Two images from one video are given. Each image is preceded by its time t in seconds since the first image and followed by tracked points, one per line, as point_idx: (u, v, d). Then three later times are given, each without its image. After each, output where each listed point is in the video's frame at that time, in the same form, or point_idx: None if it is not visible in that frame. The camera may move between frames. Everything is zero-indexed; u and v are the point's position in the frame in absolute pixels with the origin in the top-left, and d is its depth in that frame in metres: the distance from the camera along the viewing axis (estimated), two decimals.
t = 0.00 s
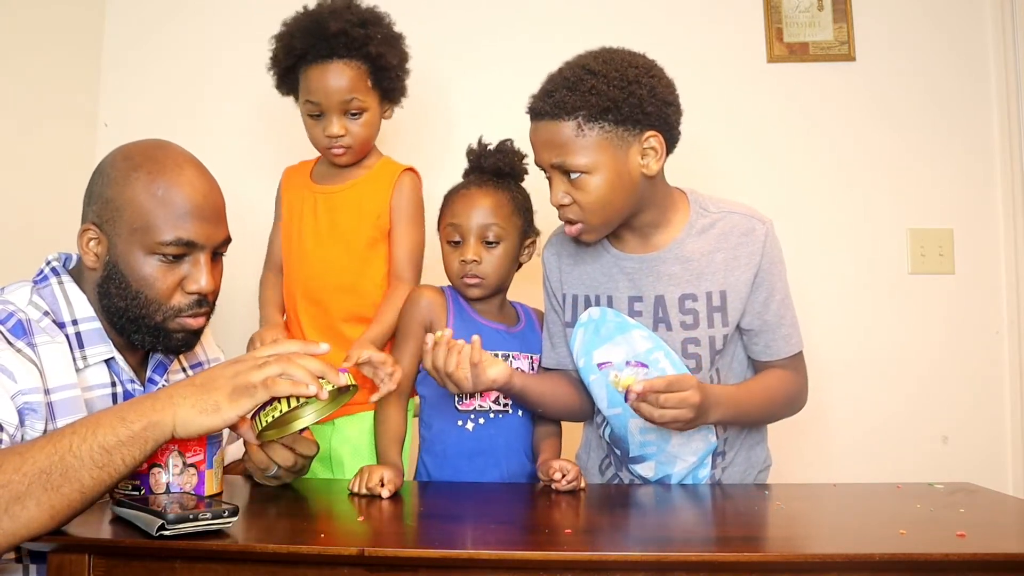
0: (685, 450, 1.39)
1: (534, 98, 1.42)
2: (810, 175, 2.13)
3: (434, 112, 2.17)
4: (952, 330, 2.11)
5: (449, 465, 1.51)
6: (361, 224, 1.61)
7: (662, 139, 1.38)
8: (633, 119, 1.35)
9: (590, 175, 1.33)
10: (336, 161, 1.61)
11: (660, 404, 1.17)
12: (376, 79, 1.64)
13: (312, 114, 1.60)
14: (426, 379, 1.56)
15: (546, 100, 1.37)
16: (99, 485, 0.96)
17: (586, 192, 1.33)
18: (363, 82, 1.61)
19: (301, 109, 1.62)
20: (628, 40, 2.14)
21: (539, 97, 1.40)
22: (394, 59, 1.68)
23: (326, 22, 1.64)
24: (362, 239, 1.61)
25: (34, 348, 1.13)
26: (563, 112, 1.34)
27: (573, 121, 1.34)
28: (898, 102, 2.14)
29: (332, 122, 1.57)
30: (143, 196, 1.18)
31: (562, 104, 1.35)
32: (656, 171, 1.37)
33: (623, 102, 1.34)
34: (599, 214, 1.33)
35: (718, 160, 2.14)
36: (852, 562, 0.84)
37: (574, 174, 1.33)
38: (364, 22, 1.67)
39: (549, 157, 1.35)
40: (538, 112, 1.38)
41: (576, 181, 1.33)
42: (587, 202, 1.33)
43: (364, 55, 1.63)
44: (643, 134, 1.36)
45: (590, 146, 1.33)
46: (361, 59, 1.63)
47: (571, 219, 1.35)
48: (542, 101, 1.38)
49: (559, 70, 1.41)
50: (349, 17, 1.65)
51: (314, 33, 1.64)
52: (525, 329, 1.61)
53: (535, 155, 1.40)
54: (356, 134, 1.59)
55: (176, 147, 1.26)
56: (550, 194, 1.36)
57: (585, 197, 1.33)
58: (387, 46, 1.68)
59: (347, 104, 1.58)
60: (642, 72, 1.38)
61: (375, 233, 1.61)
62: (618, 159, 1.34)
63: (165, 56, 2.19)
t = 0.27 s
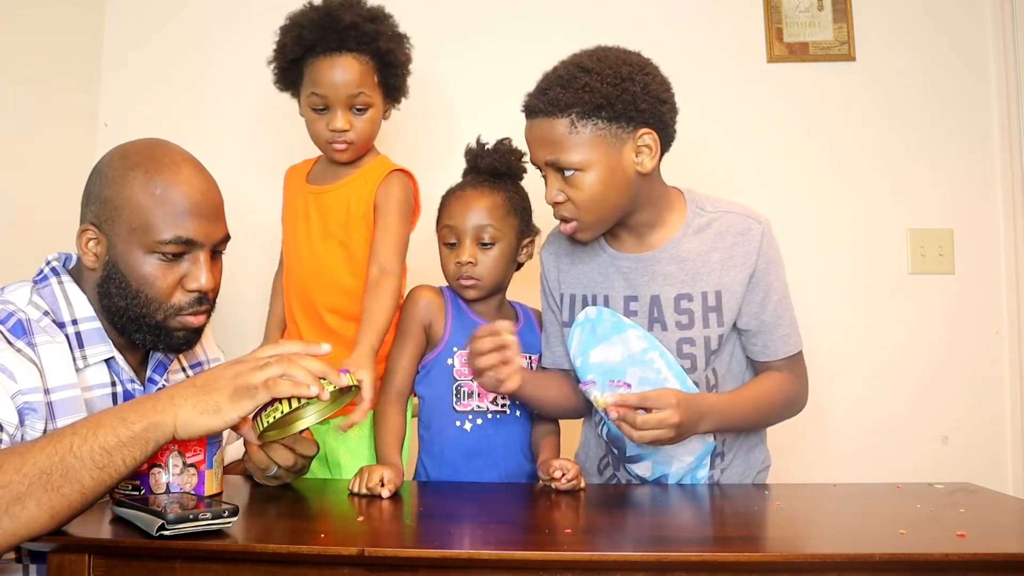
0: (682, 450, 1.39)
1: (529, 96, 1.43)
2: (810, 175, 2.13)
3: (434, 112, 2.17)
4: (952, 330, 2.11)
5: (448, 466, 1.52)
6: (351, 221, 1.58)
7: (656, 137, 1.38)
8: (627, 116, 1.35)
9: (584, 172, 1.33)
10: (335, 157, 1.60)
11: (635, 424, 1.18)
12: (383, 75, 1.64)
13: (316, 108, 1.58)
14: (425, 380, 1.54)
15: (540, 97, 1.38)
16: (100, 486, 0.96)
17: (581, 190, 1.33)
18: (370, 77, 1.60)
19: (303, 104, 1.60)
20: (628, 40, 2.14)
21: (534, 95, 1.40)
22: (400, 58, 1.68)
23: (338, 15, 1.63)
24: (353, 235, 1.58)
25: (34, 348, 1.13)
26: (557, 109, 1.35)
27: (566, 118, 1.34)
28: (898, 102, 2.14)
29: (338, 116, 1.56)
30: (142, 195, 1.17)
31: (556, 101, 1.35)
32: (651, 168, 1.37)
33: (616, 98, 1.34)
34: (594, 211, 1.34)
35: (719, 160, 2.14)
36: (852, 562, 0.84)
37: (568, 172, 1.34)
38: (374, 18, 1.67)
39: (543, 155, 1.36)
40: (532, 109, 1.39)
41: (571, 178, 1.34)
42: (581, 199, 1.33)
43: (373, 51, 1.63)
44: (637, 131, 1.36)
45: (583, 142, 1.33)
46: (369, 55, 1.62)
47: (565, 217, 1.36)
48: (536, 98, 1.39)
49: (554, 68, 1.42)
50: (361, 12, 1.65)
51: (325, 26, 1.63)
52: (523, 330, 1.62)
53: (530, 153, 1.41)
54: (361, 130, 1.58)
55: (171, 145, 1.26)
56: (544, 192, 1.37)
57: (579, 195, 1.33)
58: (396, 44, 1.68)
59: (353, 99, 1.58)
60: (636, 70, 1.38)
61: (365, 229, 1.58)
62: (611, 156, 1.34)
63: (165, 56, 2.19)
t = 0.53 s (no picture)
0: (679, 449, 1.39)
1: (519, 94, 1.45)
2: (810, 175, 2.13)
3: (434, 112, 2.17)
4: (952, 330, 2.11)
5: (446, 466, 1.52)
6: (353, 220, 1.58)
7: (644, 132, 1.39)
8: (615, 111, 1.37)
9: (572, 167, 1.34)
10: (338, 157, 1.60)
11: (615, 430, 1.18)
12: (383, 75, 1.63)
13: (317, 108, 1.59)
14: (423, 380, 1.53)
15: (529, 94, 1.40)
16: (100, 486, 0.95)
17: (570, 185, 1.35)
18: (372, 77, 1.60)
19: (305, 103, 1.60)
20: (628, 39, 2.14)
21: (523, 92, 1.43)
22: (403, 57, 1.68)
23: (340, 15, 1.63)
24: (354, 234, 1.58)
25: (34, 347, 1.13)
26: (546, 104, 1.37)
27: (554, 114, 1.36)
28: (898, 102, 2.14)
29: (338, 117, 1.57)
30: (141, 194, 1.17)
31: (544, 96, 1.37)
32: (640, 163, 1.38)
33: (603, 93, 1.36)
34: (583, 207, 1.35)
35: (719, 159, 2.14)
36: (853, 562, 0.84)
37: (556, 167, 1.35)
38: (377, 17, 1.67)
39: (532, 151, 1.38)
40: (521, 106, 1.41)
41: (560, 174, 1.35)
42: (570, 194, 1.35)
43: (375, 51, 1.63)
44: (624, 126, 1.37)
45: (571, 137, 1.35)
46: (371, 55, 1.62)
47: (556, 213, 1.37)
48: (525, 95, 1.41)
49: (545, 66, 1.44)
50: (363, 11, 1.65)
51: (327, 25, 1.63)
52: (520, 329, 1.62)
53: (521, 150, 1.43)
54: (362, 131, 1.58)
55: (168, 144, 1.26)
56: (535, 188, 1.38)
57: (569, 190, 1.35)
58: (399, 44, 1.68)
59: (355, 100, 1.58)
60: (623, 66, 1.40)
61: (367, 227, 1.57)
62: (600, 151, 1.35)
63: (165, 56, 2.19)
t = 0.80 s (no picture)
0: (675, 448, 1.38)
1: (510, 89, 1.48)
2: (810, 175, 2.13)
3: (434, 112, 2.17)
4: (952, 330, 2.11)
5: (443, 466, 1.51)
6: (354, 221, 1.58)
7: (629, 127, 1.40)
8: (600, 104, 1.38)
9: (556, 161, 1.36)
10: (336, 155, 1.60)
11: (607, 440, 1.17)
12: (382, 74, 1.64)
13: (316, 105, 1.59)
14: (420, 381, 1.54)
15: (517, 88, 1.42)
16: (102, 486, 0.96)
17: (554, 179, 1.36)
18: (369, 74, 1.60)
19: (304, 102, 1.61)
20: (628, 39, 2.14)
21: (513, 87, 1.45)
22: (402, 56, 1.68)
23: (338, 14, 1.64)
24: (356, 234, 1.58)
25: (35, 347, 1.13)
26: (532, 98, 1.39)
27: (540, 108, 1.38)
28: (898, 102, 2.14)
29: (336, 115, 1.57)
30: (138, 195, 1.18)
31: (531, 90, 1.39)
32: (623, 158, 1.38)
33: (588, 87, 1.38)
34: (566, 200, 1.36)
35: (719, 159, 2.14)
36: (852, 562, 0.84)
37: (541, 162, 1.37)
38: (376, 16, 1.67)
39: (519, 146, 1.40)
40: (509, 101, 1.43)
41: (544, 167, 1.37)
42: (554, 187, 1.36)
43: (374, 49, 1.63)
44: (609, 120, 1.38)
45: (556, 131, 1.36)
46: (370, 53, 1.62)
47: (543, 207, 1.39)
48: (514, 90, 1.44)
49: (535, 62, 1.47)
50: (361, 10, 1.65)
51: (326, 23, 1.64)
52: (517, 330, 1.63)
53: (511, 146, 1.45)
54: (360, 129, 1.58)
55: (163, 143, 1.26)
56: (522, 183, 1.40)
57: (553, 184, 1.36)
58: (397, 43, 1.68)
59: (352, 98, 1.58)
60: (610, 61, 1.42)
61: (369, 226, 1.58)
62: (583, 145, 1.36)
63: (165, 56, 2.19)
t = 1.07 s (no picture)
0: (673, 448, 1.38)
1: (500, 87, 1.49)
2: (810, 175, 2.13)
3: (433, 112, 2.17)
4: (952, 330, 2.11)
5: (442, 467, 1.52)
6: (353, 220, 1.58)
7: (614, 124, 1.40)
8: (586, 100, 1.39)
9: (541, 156, 1.37)
10: (335, 154, 1.60)
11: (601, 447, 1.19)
12: (380, 73, 1.64)
13: (313, 104, 1.59)
14: (419, 382, 1.54)
15: (506, 85, 1.44)
16: (102, 487, 0.96)
17: (537, 175, 1.37)
18: (366, 73, 1.60)
19: (302, 100, 1.61)
20: (628, 39, 2.14)
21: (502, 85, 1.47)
22: (401, 55, 1.68)
23: (335, 13, 1.64)
24: (356, 232, 1.58)
25: (35, 346, 1.13)
26: (519, 94, 1.40)
27: (526, 103, 1.39)
28: (898, 101, 2.14)
29: (334, 113, 1.57)
30: (132, 195, 1.18)
31: (518, 86, 1.41)
32: (608, 155, 1.39)
33: (573, 83, 1.39)
34: (550, 195, 1.37)
35: (718, 158, 2.14)
36: (852, 562, 0.84)
37: (525, 157, 1.38)
38: (373, 15, 1.67)
39: (505, 140, 1.41)
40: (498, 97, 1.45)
41: (529, 162, 1.38)
42: (537, 182, 1.37)
43: (371, 48, 1.63)
44: (594, 117, 1.39)
45: (542, 126, 1.37)
46: (367, 52, 1.62)
47: (526, 203, 1.40)
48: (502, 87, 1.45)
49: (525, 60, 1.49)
50: (358, 9, 1.65)
51: (323, 22, 1.64)
52: (516, 330, 1.63)
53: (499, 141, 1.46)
54: (357, 127, 1.58)
55: (158, 143, 1.26)
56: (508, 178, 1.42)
57: (535, 179, 1.37)
58: (395, 42, 1.68)
59: (350, 96, 1.58)
60: (596, 60, 1.43)
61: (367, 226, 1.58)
62: (567, 141, 1.37)
63: (165, 56, 2.19)
